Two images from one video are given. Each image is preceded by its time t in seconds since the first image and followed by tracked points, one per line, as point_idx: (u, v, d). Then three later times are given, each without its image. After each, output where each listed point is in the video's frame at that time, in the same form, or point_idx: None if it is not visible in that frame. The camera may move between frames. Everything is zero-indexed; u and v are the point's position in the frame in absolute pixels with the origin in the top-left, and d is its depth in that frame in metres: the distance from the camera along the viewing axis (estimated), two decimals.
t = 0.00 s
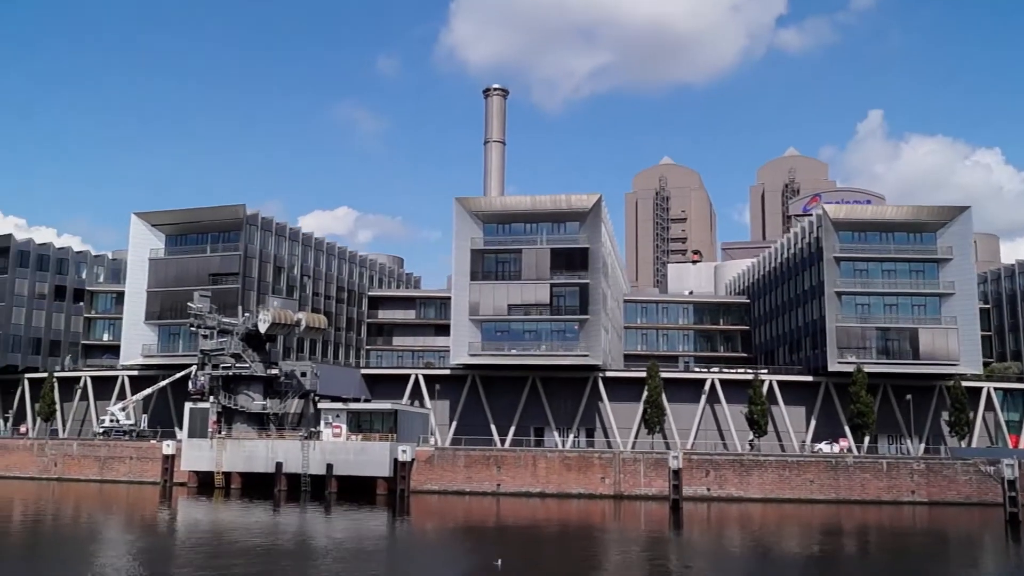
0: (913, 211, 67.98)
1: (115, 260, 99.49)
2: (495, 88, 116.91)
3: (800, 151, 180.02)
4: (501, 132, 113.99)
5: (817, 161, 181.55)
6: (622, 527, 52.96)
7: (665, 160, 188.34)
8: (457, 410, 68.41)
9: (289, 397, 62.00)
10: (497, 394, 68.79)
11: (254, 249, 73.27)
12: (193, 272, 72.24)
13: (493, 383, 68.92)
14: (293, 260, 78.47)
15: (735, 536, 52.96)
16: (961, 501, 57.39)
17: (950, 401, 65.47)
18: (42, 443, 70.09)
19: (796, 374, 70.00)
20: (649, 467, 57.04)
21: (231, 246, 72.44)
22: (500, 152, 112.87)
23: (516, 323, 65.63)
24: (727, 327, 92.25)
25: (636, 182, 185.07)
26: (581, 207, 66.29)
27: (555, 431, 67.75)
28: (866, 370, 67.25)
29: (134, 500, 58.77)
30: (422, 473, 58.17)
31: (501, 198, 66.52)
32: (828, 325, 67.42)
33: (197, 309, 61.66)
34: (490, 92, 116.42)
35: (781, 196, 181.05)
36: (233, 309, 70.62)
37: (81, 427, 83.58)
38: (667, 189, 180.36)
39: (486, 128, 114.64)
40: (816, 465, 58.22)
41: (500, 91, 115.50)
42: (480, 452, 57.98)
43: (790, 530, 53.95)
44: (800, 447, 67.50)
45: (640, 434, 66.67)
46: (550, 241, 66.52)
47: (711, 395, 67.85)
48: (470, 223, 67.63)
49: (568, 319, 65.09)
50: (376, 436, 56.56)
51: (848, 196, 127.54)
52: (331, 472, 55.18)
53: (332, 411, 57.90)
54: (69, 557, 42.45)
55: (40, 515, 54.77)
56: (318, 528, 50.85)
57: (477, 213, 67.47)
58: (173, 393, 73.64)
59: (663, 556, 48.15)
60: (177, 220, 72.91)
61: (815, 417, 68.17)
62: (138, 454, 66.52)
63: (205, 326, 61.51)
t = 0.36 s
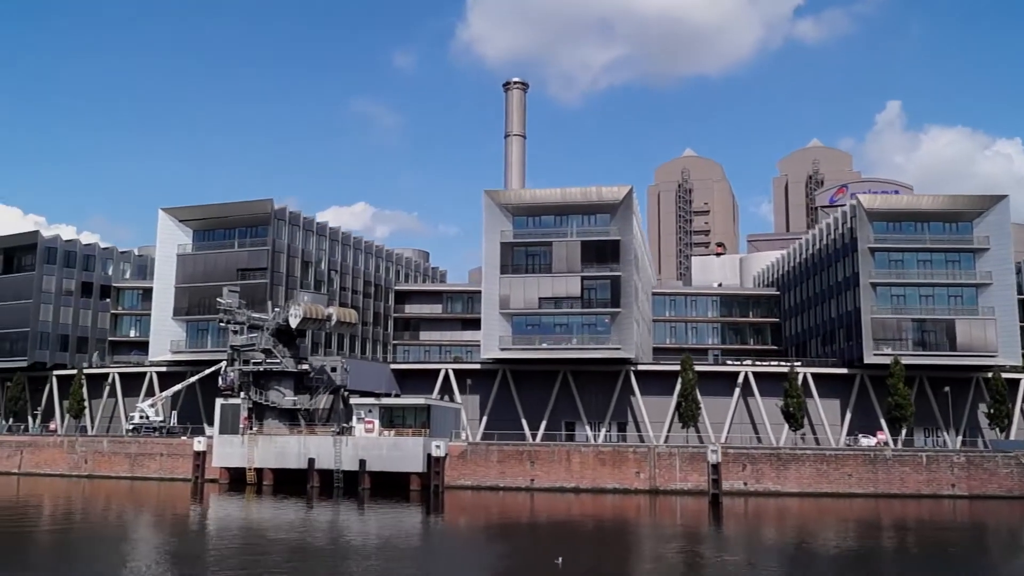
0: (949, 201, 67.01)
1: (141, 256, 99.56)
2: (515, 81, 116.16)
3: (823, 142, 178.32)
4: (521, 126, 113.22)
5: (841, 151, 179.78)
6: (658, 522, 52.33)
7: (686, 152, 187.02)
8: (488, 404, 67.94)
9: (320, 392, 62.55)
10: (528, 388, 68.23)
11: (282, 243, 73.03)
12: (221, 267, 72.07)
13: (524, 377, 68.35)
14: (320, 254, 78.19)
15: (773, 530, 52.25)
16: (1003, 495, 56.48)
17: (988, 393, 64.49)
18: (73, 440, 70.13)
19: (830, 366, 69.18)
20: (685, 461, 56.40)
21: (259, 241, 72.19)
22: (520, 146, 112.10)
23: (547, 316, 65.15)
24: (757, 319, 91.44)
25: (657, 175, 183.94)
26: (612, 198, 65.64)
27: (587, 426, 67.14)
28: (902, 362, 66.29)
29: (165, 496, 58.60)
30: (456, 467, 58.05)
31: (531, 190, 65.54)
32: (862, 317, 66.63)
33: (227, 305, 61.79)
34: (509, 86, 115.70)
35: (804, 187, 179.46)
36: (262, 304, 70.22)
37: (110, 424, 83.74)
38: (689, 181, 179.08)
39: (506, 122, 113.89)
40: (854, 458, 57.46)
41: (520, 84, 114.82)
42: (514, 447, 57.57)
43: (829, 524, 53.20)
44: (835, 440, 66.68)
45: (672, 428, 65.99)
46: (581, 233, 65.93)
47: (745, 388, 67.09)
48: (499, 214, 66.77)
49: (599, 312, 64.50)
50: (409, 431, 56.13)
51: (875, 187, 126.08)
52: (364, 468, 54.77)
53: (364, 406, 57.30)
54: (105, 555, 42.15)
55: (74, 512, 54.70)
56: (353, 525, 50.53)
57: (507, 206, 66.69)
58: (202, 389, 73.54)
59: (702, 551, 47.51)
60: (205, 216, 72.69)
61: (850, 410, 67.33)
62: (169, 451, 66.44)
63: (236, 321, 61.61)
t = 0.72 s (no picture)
0: (980, 194, 66.44)
1: (163, 255, 99.53)
2: (533, 77, 115.53)
3: (844, 136, 176.82)
4: (539, 123, 112.62)
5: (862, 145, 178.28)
6: (691, 520, 51.70)
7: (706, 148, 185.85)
8: (516, 401, 67.48)
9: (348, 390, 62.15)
10: (556, 385, 67.71)
11: (307, 240, 72.70)
12: (245, 265, 71.87)
13: (552, 374, 67.81)
14: (344, 252, 77.91)
15: (807, 527, 51.54)
16: None
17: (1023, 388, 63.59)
18: (98, 439, 70.04)
19: (861, 362, 68.44)
20: (717, 458, 55.74)
21: (284, 238, 72.02)
22: (538, 142, 111.51)
23: (575, 313, 64.65)
24: (783, 315, 90.66)
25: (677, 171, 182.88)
26: (641, 192, 64.64)
27: (616, 423, 66.53)
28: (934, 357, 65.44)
29: (193, 495, 58.44)
30: (485, 465, 57.66)
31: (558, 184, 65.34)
32: (894, 311, 65.76)
33: (252, 303, 61.44)
34: (528, 82, 115.13)
35: (825, 182, 178.07)
36: (287, 302, 69.97)
37: (134, 423, 83.69)
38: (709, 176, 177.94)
39: (525, 118, 113.33)
40: (888, 455, 56.69)
41: (538, 81, 114.31)
42: (544, 445, 57.11)
43: (864, 522, 52.48)
44: (866, 436, 65.92)
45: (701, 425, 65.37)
46: (609, 229, 65.35)
47: (775, 384, 66.39)
48: (526, 211, 66.33)
49: (628, 308, 63.79)
50: (438, 429, 55.77)
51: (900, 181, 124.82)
52: (393, 467, 54.44)
53: (393, 404, 56.97)
54: (134, 554, 41.95)
55: (102, 511, 54.48)
56: (383, 523, 50.13)
57: (534, 201, 66.30)
58: (227, 387, 73.38)
59: (737, 549, 46.82)
60: (230, 213, 72.46)
61: (882, 406, 66.56)
62: (195, 450, 66.23)
63: (261, 319, 61.36)
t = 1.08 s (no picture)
0: (1009, 190, 65.68)
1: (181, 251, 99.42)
2: (549, 74, 115.01)
3: (862, 134, 175.73)
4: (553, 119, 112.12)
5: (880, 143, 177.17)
6: (719, 519, 51.18)
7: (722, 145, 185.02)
8: (540, 398, 67.14)
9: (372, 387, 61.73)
10: (581, 382, 67.31)
11: (329, 236, 72.44)
12: (267, 261, 71.68)
13: (576, 372, 67.43)
14: (366, 248, 77.66)
15: (836, 526, 50.96)
16: None
17: None
18: (118, 436, 69.88)
19: (888, 360, 67.84)
20: (745, 456, 55.28)
21: (305, 234, 71.62)
22: (554, 139, 110.98)
23: (600, 310, 64.24)
24: (805, 312, 90.05)
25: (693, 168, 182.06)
26: (667, 188, 64.54)
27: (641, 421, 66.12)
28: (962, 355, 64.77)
29: (216, 493, 58.22)
30: (511, 463, 57.30)
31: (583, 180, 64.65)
32: (922, 309, 65.08)
33: (273, 299, 61.23)
34: (542, 79, 114.46)
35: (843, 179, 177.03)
36: (309, 299, 69.67)
37: (153, 420, 83.55)
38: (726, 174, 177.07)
39: (539, 115, 112.92)
40: (918, 454, 56.02)
41: (553, 77, 113.75)
42: (570, 443, 56.70)
43: (894, 521, 51.89)
44: (893, 435, 65.31)
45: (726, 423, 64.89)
46: (635, 225, 64.81)
47: (802, 382, 65.81)
48: (550, 207, 65.98)
49: (653, 305, 63.32)
50: (463, 427, 55.36)
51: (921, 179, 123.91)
52: (418, 465, 54.27)
53: (418, 402, 56.85)
54: (160, 552, 41.74)
55: (125, 509, 54.29)
56: (409, 522, 49.79)
57: (557, 197, 65.84)
58: (248, 385, 73.16)
59: (767, 547, 46.29)
60: (252, 209, 72.27)
61: (909, 405, 65.95)
62: (217, 448, 66.01)
63: (283, 315, 61.20)
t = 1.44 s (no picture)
0: None
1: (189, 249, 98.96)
2: (555, 71, 114.63)
3: (869, 131, 175.09)
4: (560, 117, 111.69)
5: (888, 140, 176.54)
6: (738, 518, 50.69)
7: (728, 143, 184.48)
8: (555, 397, 66.77)
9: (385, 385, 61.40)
10: (596, 381, 66.92)
11: (341, 234, 72.04)
12: (278, 259, 71.36)
13: (591, 370, 67.06)
14: (377, 245, 77.18)
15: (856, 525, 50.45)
16: None
17: None
18: (128, 436, 69.46)
19: (904, 357, 67.38)
20: (765, 455, 54.79)
21: (317, 232, 71.20)
22: (560, 137, 110.48)
23: (615, 308, 63.82)
24: (818, 310, 89.55)
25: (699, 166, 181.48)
26: (683, 185, 63.90)
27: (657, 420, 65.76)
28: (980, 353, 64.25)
29: (229, 493, 57.78)
30: (528, 462, 56.86)
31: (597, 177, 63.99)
32: (940, 306, 64.54)
33: (287, 297, 60.78)
34: (548, 77, 113.98)
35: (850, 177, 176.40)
36: (321, 297, 69.28)
37: (162, 419, 83.12)
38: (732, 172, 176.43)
39: (545, 112, 112.53)
40: (938, 452, 55.47)
41: (559, 74, 113.31)
42: (587, 442, 56.26)
43: (915, 519, 51.39)
44: (911, 433, 64.85)
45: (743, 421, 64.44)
46: (650, 222, 64.22)
47: (818, 380, 65.37)
48: (567, 205, 65.36)
49: (670, 302, 63.10)
50: (479, 426, 54.94)
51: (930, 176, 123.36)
52: (435, 464, 53.82)
53: (434, 400, 56.34)
54: (176, 554, 41.29)
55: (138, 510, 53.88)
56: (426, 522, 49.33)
57: (573, 192, 65.11)
58: (259, 384, 72.75)
59: (789, 547, 45.78)
60: (263, 206, 71.80)
61: (927, 403, 65.48)
62: (229, 447, 65.58)
63: (296, 313, 60.74)
